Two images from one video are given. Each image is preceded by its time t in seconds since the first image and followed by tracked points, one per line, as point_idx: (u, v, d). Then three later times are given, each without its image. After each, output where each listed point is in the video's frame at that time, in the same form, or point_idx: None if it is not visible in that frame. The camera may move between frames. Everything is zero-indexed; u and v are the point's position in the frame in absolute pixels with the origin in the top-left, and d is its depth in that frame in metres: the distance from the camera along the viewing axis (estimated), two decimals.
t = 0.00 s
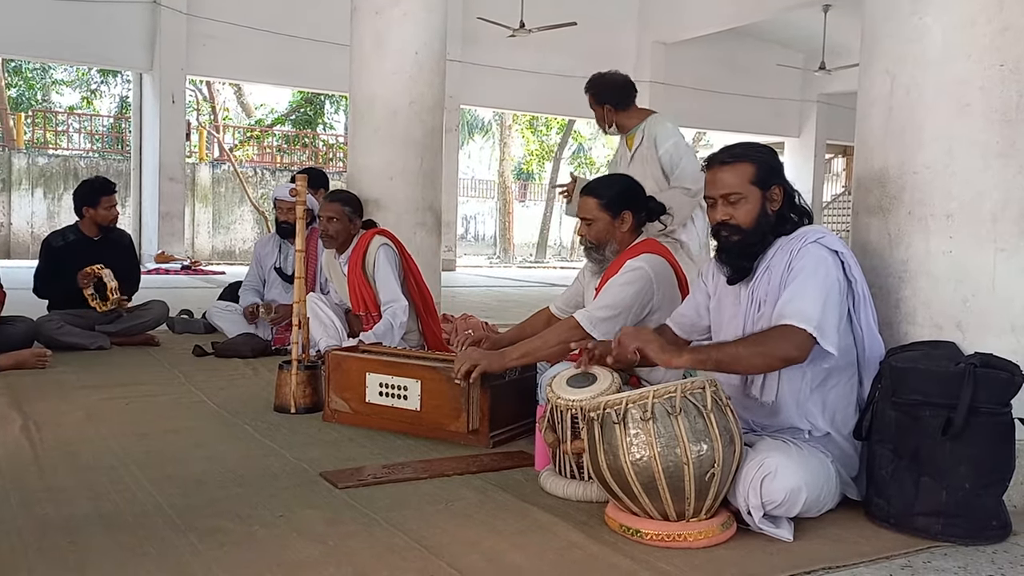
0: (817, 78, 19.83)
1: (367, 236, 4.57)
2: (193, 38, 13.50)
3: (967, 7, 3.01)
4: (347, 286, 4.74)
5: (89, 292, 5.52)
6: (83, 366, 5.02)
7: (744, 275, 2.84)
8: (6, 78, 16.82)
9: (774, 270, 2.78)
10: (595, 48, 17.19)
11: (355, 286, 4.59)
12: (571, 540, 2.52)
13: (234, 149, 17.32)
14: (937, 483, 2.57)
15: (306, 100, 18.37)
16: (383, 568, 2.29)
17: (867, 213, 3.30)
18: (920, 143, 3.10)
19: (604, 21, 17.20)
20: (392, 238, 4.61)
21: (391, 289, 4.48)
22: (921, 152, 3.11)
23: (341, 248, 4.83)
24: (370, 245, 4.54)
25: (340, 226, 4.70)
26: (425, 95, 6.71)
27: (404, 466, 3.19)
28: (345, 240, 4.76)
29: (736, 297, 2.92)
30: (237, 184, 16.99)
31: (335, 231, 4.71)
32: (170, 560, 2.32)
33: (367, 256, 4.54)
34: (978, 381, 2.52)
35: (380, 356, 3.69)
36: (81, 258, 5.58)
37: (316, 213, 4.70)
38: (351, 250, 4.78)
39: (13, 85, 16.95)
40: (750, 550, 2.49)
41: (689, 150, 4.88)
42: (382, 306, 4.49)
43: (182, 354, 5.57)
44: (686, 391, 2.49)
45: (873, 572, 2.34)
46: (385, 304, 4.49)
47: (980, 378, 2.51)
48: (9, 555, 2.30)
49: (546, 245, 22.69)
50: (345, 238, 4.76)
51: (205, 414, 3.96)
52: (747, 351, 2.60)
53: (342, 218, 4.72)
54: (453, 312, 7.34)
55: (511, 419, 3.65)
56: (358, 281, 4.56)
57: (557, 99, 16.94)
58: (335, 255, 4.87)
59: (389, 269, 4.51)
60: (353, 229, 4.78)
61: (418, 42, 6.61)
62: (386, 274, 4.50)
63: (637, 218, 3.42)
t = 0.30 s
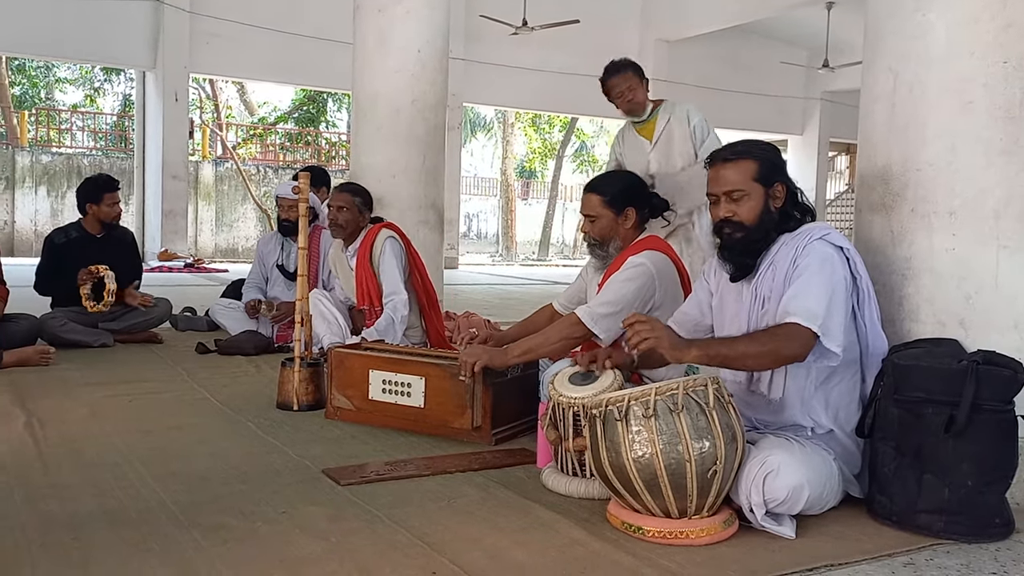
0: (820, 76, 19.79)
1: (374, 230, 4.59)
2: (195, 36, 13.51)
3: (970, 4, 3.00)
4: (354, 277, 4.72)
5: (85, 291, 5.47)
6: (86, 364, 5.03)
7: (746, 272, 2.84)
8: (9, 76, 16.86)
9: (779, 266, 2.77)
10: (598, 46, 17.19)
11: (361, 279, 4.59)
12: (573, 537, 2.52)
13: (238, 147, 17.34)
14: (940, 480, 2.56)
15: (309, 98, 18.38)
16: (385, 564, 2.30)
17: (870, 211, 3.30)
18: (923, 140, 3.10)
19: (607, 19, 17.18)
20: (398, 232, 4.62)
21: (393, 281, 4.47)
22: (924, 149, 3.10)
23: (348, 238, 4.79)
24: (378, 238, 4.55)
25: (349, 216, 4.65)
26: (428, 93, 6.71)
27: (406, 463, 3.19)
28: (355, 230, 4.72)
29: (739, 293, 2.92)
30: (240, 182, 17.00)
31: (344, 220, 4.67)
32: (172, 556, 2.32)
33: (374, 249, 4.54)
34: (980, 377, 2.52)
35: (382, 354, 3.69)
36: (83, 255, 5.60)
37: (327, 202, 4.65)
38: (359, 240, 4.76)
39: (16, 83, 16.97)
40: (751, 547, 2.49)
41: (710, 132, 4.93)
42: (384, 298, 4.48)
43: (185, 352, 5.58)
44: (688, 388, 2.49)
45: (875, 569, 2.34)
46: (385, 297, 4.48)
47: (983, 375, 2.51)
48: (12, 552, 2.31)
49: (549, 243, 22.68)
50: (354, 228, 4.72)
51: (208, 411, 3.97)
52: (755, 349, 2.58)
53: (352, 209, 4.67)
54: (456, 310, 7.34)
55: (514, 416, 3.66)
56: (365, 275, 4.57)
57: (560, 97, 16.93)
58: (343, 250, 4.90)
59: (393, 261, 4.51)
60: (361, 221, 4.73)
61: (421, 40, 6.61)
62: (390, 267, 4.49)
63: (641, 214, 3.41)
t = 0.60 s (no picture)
0: (826, 75, 19.75)
1: (395, 226, 4.59)
2: (201, 36, 13.54)
3: (975, 4, 3.00)
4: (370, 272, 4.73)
5: (94, 289, 5.49)
6: (92, 362, 5.04)
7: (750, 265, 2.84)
8: (15, 75, 16.92)
9: (780, 261, 2.78)
10: (602, 45, 17.19)
11: (377, 272, 4.59)
12: (578, 536, 2.53)
13: (243, 146, 17.35)
14: (945, 480, 2.56)
15: (314, 97, 18.40)
16: (390, 562, 2.31)
17: (875, 211, 3.30)
18: (928, 140, 3.10)
19: (611, 18, 17.18)
20: (417, 230, 4.63)
21: (406, 276, 4.49)
22: (929, 149, 3.10)
23: (366, 231, 4.80)
24: (398, 234, 4.56)
25: (370, 208, 4.69)
26: (433, 93, 6.71)
27: (412, 462, 3.20)
28: (372, 224, 4.74)
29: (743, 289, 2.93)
30: (245, 181, 17.02)
31: (364, 213, 4.70)
32: (178, 555, 2.33)
33: (394, 244, 4.54)
34: (985, 377, 2.52)
35: (387, 352, 3.70)
36: (89, 254, 5.60)
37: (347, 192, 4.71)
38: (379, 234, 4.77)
39: (22, 82, 17.05)
40: (756, 547, 2.49)
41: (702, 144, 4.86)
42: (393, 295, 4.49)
43: (190, 350, 5.60)
44: (693, 388, 2.49)
45: (880, 569, 2.34)
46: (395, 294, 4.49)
47: (987, 375, 2.51)
48: (19, 549, 2.32)
49: (554, 242, 22.67)
50: (372, 222, 4.74)
51: (214, 410, 3.98)
52: (744, 342, 2.59)
53: (371, 201, 4.71)
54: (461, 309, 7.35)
55: (519, 416, 3.66)
56: (383, 269, 4.57)
57: (564, 96, 16.93)
58: (360, 243, 4.91)
59: (409, 260, 4.51)
60: (381, 215, 4.75)
61: (426, 39, 6.62)
62: (406, 264, 4.51)
63: (646, 213, 3.42)
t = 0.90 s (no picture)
0: (832, 73, 19.70)
1: (416, 227, 4.58)
2: (207, 35, 13.56)
3: (982, 3, 2.99)
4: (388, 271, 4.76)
5: (101, 290, 5.54)
6: (99, 361, 5.06)
7: (753, 261, 2.84)
8: (22, 75, 16.97)
9: (781, 258, 2.78)
10: (608, 43, 17.17)
11: (394, 269, 4.63)
12: (584, 535, 2.53)
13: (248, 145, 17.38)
14: (952, 480, 2.56)
15: (319, 96, 18.41)
16: (396, 561, 2.31)
17: (881, 210, 3.29)
18: (935, 139, 3.09)
19: (617, 17, 17.16)
20: (439, 231, 4.60)
21: (420, 279, 4.46)
22: (935, 148, 3.09)
23: (386, 226, 4.83)
24: (419, 234, 4.55)
25: (385, 203, 4.72)
26: (438, 92, 6.72)
27: (418, 461, 3.20)
28: (389, 217, 4.76)
29: (748, 287, 2.93)
30: (251, 180, 17.06)
31: (380, 207, 4.73)
32: (185, 553, 2.34)
33: (414, 244, 4.54)
34: (992, 376, 2.52)
35: (392, 352, 3.70)
36: (98, 252, 5.61)
37: (367, 187, 4.75)
38: (398, 231, 4.81)
39: (29, 82, 17.10)
40: (762, 547, 2.49)
41: (712, 135, 4.85)
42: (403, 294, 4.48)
43: (197, 349, 5.61)
44: (699, 387, 2.49)
45: (887, 569, 2.34)
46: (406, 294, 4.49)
47: (995, 375, 2.50)
48: (26, 547, 2.33)
49: (559, 241, 22.67)
50: (389, 216, 4.76)
51: (219, 408, 3.99)
52: (736, 340, 2.60)
53: (388, 195, 4.72)
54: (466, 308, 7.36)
55: (524, 415, 3.66)
56: (401, 267, 4.60)
57: (570, 95, 16.92)
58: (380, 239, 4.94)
59: (426, 264, 4.49)
60: (398, 208, 4.76)
61: (431, 38, 6.62)
62: (422, 265, 4.48)
63: (651, 212, 3.41)
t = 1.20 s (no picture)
0: (839, 72, 19.66)
1: (433, 227, 4.58)
2: (214, 35, 13.60)
3: (991, 2, 2.99)
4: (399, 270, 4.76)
5: (111, 286, 5.51)
6: (106, 360, 5.08)
7: (760, 263, 2.85)
8: (29, 75, 17.03)
9: (791, 258, 2.77)
10: (614, 42, 17.17)
11: (407, 268, 4.63)
12: (590, 534, 2.53)
13: (255, 144, 17.40)
14: (959, 479, 2.55)
15: (326, 96, 18.44)
16: (402, 560, 2.31)
17: (889, 209, 3.28)
18: (942, 138, 3.08)
19: (624, 16, 17.16)
20: (456, 231, 4.60)
21: (434, 280, 4.49)
22: (943, 146, 3.08)
23: (400, 223, 4.84)
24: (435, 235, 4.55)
25: (399, 200, 4.72)
26: (444, 91, 6.72)
27: (424, 460, 3.21)
28: (404, 212, 4.76)
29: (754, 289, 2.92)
30: (258, 179, 17.08)
31: (394, 203, 4.73)
32: (193, 550, 2.35)
33: (430, 244, 4.55)
34: (1000, 376, 2.52)
35: (400, 350, 3.71)
36: (104, 250, 5.64)
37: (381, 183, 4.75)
38: (415, 229, 4.81)
39: (36, 81, 17.16)
40: (769, 546, 2.49)
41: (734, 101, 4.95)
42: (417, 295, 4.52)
43: (204, 348, 5.63)
44: (707, 384, 2.49)
45: (894, 568, 2.34)
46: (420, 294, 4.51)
47: (1002, 374, 2.51)
48: (35, 545, 2.34)
49: (565, 240, 22.65)
50: (403, 213, 4.77)
51: (227, 407, 4.00)
52: (745, 348, 2.58)
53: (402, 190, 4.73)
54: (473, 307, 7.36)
55: (530, 414, 3.66)
56: (415, 265, 4.59)
57: (576, 95, 16.91)
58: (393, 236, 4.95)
59: (442, 263, 4.53)
60: (412, 205, 4.77)
61: (438, 37, 6.62)
62: (437, 266, 4.51)
63: (657, 211, 3.41)
